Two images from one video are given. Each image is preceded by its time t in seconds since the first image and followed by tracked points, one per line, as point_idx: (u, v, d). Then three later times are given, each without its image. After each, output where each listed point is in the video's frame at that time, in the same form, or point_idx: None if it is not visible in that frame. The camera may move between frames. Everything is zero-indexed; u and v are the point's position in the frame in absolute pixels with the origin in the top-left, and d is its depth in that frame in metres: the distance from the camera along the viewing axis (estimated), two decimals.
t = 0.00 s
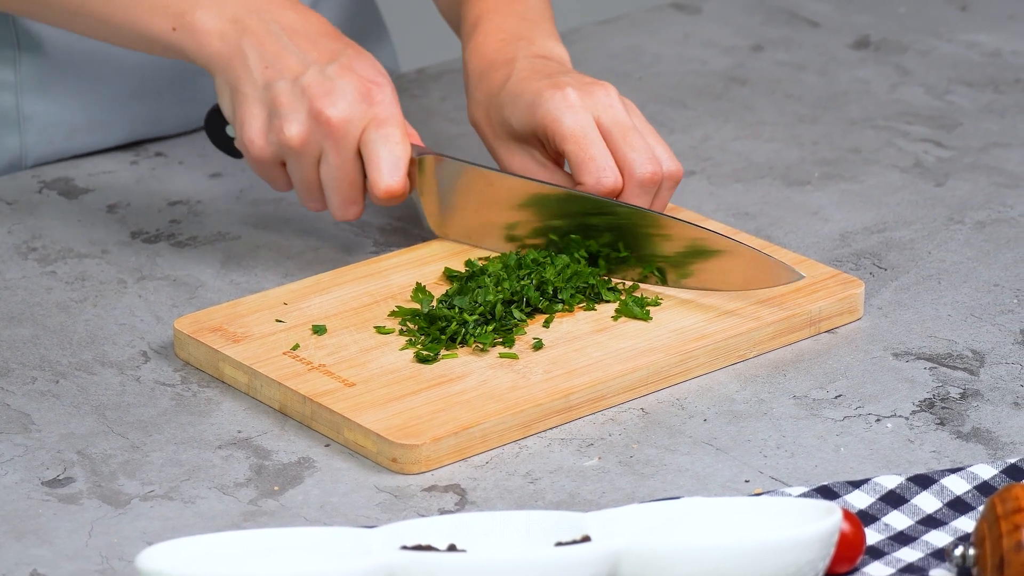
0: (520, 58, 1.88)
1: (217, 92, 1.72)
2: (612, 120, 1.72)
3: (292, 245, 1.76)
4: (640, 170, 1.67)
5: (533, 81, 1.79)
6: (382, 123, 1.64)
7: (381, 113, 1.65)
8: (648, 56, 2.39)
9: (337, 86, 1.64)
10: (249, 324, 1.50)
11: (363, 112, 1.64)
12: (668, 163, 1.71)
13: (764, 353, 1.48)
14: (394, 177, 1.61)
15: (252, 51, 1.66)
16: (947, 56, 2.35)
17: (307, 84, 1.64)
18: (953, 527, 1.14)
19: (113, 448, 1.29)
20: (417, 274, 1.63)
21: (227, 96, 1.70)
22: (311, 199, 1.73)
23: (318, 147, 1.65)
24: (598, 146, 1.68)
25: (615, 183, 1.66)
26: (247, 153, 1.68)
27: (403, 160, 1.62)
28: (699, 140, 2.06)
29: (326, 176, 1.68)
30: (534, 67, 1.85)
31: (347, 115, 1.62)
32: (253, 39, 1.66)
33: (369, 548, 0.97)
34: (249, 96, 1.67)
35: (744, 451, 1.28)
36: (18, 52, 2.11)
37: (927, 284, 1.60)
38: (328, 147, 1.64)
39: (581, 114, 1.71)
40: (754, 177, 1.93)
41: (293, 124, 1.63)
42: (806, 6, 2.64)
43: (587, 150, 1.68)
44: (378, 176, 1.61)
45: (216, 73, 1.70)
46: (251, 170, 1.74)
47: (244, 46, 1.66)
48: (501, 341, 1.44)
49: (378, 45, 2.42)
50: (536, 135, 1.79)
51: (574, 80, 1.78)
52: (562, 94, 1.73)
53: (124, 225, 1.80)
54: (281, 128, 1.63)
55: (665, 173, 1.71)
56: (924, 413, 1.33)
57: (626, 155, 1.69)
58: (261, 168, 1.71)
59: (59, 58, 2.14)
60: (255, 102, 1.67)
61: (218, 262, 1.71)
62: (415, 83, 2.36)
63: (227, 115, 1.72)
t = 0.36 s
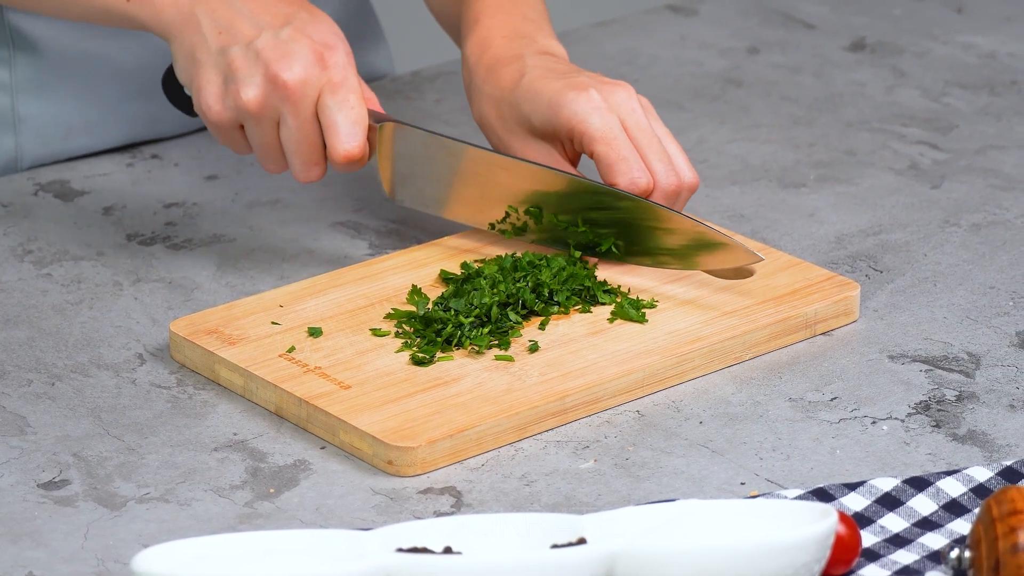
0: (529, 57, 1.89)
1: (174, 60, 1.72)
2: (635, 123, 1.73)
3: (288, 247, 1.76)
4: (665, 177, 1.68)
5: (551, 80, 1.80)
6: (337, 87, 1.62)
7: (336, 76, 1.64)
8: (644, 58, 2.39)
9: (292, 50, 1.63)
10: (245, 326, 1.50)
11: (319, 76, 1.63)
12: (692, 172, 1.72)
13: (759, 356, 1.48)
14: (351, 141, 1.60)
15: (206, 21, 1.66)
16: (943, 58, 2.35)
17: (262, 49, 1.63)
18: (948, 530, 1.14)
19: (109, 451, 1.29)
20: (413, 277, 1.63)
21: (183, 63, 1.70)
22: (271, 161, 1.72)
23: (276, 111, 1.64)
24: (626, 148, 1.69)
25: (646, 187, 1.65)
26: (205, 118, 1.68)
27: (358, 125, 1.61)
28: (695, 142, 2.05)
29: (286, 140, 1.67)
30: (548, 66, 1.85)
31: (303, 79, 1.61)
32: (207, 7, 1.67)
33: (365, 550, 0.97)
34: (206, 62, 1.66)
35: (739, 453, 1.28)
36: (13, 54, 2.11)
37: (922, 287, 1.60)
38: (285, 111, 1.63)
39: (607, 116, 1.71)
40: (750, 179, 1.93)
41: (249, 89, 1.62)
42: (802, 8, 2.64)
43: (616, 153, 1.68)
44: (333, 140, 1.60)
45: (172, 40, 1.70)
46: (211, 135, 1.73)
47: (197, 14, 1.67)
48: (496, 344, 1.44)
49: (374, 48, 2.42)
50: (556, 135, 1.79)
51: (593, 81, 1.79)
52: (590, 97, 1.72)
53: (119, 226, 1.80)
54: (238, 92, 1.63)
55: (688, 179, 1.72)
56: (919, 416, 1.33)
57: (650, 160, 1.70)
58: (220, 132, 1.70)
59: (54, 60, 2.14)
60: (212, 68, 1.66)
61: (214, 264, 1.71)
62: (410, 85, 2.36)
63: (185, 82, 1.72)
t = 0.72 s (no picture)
0: (480, 65, 1.94)
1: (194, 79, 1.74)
2: (563, 114, 1.76)
3: (283, 249, 1.77)
4: (594, 152, 1.70)
5: (487, 89, 1.85)
6: (355, 112, 1.66)
7: (355, 101, 1.67)
8: (640, 61, 2.39)
9: (312, 74, 1.65)
10: (240, 329, 1.50)
11: (338, 100, 1.65)
12: (627, 137, 1.74)
13: (754, 358, 1.48)
14: (367, 166, 1.64)
15: (228, 42, 1.68)
16: (939, 61, 2.35)
17: (283, 72, 1.65)
18: (943, 532, 1.14)
19: (105, 453, 1.29)
20: (408, 279, 1.63)
21: (203, 83, 1.72)
22: (283, 182, 1.75)
23: (292, 134, 1.67)
24: (552, 146, 1.73)
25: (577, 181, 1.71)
26: (222, 139, 1.70)
27: (375, 150, 1.65)
28: (691, 145, 2.06)
29: (299, 163, 1.70)
30: (493, 74, 1.90)
31: (321, 103, 1.64)
32: (230, 27, 1.68)
33: (359, 552, 0.97)
34: (225, 83, 1.69)
35: (735, 455, 1.28)
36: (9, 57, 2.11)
37: (918, 289, 1.60)
38: (301, 134, 1.66)
39: (532, 118, 1.76)
40: (745, 182, 1.93)
41: (268, 111, 1.65)
42: (798, 10, 2.64)
43: (544, 154, 1.73)
44: (349, 164, 1.63)
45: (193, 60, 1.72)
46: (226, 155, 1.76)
47: (220, 33, 1.68)
48: (492, 346, 1.44)
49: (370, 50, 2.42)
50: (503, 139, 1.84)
51: (527, 83, 1.83)
52: (512, 102, 1.78)
53: (115, 229, 1.80)
54: (257, 115, 1.65)
55: (627, 145, 1.73)
56: (915, 418, 1.33)
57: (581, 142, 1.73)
58: (235, 153, 1.73)
59: (50, 63, 2.14)
60: (231, 89, 1.69)
61: (209, 267, 1.71)
62: (406, 87, 2.36)
63: (204, 101, 1.74)
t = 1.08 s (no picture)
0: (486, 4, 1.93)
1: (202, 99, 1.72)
2: (555, 57, 1.76)
3: (278, 252, 1.76)
4: (579, 90, 1.71)
5: (488, 21, 1.85)
6: (347, 125, 1.59)
7: (346, 111, 1.59)
8: (636, 63, 2.39)
9: (298, 93, 1.59)
10: (236, 331, 1.49)
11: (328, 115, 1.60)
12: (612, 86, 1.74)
13: (750, 361, 1.48)
14: (373, 177, 1.60)
15: (216, 68, 1.63)
16: (935, 63, 2.35)
17: (270, 97, 1.61)
18: (939, 535, 1.14)
19: (100, 456, 1.29)
20: (404, 282, 1.63)
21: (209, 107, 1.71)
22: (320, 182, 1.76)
23: (301, 152, 1.66)
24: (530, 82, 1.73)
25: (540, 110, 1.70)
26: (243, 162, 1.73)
27: (376, 161, 1.58)
28: (687, 147, 2.05)
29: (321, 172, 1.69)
30: (498, 12, 1.89)
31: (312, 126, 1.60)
32: (215, 52, 1.62)
33: (355, 555, 0.97)
34: (226, 111, 1.67)
35: (730, 458, 1.28)
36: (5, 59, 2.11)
37: (913, 291, 1.60)
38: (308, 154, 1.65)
39: (520, 51, 1.76)
40: (741, 184, 1.93)
41: (268, 141, 1.65)
42: (794, 13, 2.64)
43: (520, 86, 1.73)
44: (355, 182, 1.61)
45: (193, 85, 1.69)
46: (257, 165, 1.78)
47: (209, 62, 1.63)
48: (487, 349, 1.44)
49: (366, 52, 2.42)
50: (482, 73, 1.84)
51: (529, 24, 1.83)
52: (506, 31, 1.78)
53: (110, 232, 1.80)
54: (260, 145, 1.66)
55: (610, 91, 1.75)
56: (910, 421, 1.33)
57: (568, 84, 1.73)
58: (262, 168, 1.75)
59: (46, 65, 2.14)
60: (233, 116, 1.67)
61: (205, 269, 1.71)
62: (401, 90, 2.36)
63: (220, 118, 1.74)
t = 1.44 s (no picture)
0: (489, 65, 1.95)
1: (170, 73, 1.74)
2: (556, 122, 1.78)
3: (273, 255, 1.76)
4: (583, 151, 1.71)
5: (485, 93, 1.88)
6: (308, 107, 1.60)
7: (306, 93, 1.60)
8: (632, 66, 2.39)
9: (259, 73, 1.61)
10: (231, 334, 1.49)
11: (290, 97, 1.61)
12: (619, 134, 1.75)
13: (745, 363, 1.48)
14: (336, 158, 1.63)
15: (179, 46, 1.65)
16: (930, 65, 2.35)
17: (232, 77, 1.62)
18: (934, 537, 1.14)
19: (96, 458, 1.29)
20: (400, 284, 1.63)
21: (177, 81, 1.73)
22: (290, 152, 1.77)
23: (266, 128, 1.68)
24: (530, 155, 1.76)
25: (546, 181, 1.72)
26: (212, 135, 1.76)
27: (336, 142, 1.61)
28: (682, 149, 2.05)
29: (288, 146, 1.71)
30: (500, 76, 1.92)
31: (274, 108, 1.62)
32: (178, 30, 1.63)
33: (350, 557, 0.96)
34: (192, 86, 1.69)
35: (726, 461, 1.28)
36: None
37: (909, 294, 1.60)
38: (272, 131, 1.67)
39: (514, 128, 1.79)
40: (737, 187, 1.93)
41: (233, 118, 1.67)
42: (790, 15, 2.64)
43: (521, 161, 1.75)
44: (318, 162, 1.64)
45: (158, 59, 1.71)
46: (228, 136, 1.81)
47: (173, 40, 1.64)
48: (483, 351, 1.44)
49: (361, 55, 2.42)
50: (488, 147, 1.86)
51: (525, 90, 1.85)
52: (501, 110, 1.81)
53: (106, 234, 1.80)
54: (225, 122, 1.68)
55: (619, 133, 1.75)
56: (906, 424, 1.33)
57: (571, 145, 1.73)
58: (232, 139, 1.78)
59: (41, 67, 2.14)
60: (199, 91, 1.70)
61: (200, 272, 1.71)
62: (397, 92, 2.36)
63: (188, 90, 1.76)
